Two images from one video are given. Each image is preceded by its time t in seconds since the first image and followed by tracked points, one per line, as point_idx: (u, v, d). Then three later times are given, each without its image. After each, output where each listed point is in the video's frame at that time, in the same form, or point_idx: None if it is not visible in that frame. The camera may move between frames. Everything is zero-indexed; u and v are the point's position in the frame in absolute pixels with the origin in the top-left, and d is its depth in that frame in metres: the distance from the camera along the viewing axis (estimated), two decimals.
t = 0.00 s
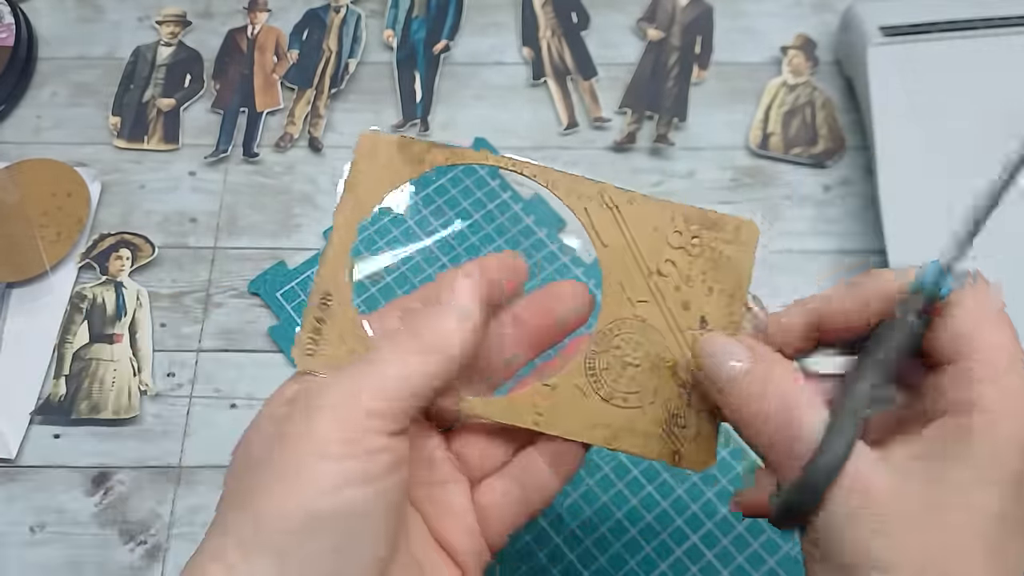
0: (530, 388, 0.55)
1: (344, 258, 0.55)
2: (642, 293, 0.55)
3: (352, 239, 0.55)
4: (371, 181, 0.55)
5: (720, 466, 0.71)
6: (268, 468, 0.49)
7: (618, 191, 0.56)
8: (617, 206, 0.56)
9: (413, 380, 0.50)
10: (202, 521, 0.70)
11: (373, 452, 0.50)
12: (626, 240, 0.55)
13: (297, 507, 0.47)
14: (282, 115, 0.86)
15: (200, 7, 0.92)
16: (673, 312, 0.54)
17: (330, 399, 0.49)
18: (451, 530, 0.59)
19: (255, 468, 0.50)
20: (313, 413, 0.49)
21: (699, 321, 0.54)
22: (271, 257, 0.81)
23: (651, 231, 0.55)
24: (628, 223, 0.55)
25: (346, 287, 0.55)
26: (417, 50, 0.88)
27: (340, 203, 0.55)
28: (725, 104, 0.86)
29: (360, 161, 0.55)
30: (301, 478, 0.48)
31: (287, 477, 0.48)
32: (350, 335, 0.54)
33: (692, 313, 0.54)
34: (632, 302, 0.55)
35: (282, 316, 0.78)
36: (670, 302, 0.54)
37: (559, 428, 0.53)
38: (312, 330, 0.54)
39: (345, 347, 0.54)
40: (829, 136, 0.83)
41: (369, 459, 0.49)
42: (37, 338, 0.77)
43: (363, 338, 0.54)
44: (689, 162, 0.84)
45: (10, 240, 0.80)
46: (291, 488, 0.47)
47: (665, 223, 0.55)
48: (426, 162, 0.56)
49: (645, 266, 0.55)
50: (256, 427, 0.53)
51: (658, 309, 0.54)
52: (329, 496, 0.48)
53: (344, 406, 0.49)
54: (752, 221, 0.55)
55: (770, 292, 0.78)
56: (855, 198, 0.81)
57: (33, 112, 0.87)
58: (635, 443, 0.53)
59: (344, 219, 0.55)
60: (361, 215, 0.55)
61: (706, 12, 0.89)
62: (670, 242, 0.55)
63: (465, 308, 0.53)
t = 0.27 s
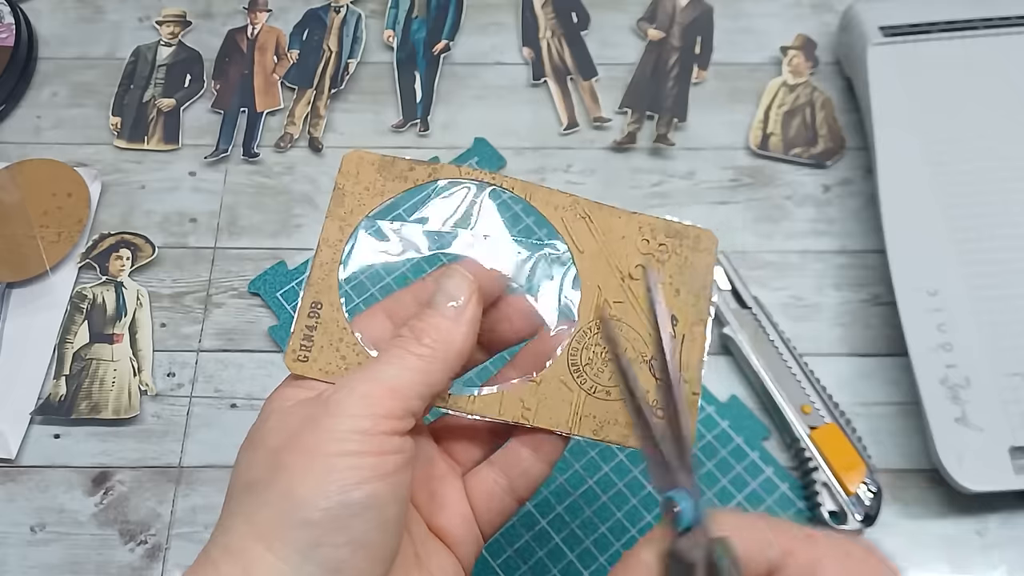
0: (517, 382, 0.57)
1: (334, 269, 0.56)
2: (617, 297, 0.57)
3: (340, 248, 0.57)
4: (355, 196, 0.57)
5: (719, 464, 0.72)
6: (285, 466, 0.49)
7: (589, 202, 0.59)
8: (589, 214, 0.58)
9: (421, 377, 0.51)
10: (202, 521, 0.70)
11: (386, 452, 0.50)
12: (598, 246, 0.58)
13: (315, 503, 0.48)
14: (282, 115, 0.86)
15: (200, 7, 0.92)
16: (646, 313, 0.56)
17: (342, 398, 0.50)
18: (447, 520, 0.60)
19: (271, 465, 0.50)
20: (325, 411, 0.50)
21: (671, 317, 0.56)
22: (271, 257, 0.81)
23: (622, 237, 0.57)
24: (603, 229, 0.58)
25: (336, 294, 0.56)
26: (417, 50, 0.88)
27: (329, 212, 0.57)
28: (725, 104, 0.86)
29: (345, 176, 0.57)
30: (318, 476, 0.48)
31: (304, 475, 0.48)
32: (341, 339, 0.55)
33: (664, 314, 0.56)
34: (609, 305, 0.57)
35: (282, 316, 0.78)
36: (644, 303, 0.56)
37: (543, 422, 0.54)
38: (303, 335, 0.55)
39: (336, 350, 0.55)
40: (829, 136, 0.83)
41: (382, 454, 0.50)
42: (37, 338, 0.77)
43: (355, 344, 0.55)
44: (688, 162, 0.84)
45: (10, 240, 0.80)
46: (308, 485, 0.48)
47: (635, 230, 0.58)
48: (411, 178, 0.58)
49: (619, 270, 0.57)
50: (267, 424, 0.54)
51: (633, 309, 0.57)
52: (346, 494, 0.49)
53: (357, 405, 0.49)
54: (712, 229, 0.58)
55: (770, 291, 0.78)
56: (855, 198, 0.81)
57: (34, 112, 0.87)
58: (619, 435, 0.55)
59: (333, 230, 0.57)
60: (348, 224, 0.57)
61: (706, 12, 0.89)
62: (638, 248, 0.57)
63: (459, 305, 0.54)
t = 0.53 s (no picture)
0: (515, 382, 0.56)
1: (329, 268, 0.56)
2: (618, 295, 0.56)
3: (336, 245, 0.56)
4: (351, 189, 0.56)
5: (719, 465, 0.72)
6: (291, 471, 0.49)
7: (592, 197, 0.57)
8: (591, 210, 0.57)
9: (431, 388, 0.51)
10: (202, 520, 0.70)
11: (392, 457, 0.51)
12: (600, 244, 0.57)
13: (322, 511, 0.48)
14: (282, 115, 0.86)
15: (200, 7, 0.92)
16: (648, 309, 0.55)
17: (349, 406, 0.50)
18: (448, 517, 0.60)
19: (277, 471, 0.50)
20: (332, 418, 0.50)
21: (673, 315, 0.55)
22: (271, 257, 0.81)
23: (624, 234, 0.56)
24: (605, 226, 0.57)
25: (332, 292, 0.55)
26: (417, 50, 0.88)
27: (324, 208, 0.56)
28: (725, 104, 0.86)
29: (341, 171, 0.56)
30: (325, 483, 0.49)
31: (312, 482, 0.49)
32: (336, 339, 0.54)
33: (666, 311, 0.56)
34: (610, 302, 0.56)
35: (281, 316, 0.78)
36: (647, 301, 0.56)
37: (547, 421, 0.54)
38: (297, 334, 0.54)
39: (332, 351, 0.54)
40: (829, 135, 0.83)
41: (388, 461, 0.51)
42: (37, 338, 0.77)
43: (351, 342, 0.55)
44: (688, 162, 0.84)
45: (10, 240, 0.80)
46: (315, 492, 0.48)
47: (637, 226, 0.56)
48: (408, 174, 0.57)
49: (619, 267, 0.56)
50: (272, 426, 0.54)
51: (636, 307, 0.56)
52: (352, 501, 0.49)
53: (364, 413, 0.49)
54: (717, 224, 0.56)
55: (770, 291, 0.78)
56: (855, 198, 0.81)
57: (34, 112, 0.87)
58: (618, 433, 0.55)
59: (328, 227, 0.56)
60: (344, 221, 0.56)
61: (706, 11, 0.89)
62: (641, 243, 0.56)
63: (475, 312, 0.53)
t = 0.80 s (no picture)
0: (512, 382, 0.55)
1: (322, 270, 0.54)
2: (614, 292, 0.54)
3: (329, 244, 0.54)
4: (344, 188, 0.54)
5: (719, 465, 0.72)
6: (286, 480, 0.49)
7: (586, 191, 0.55)
8: (585, 205, 0.54)
9: (431, 401, 0.50)
10: (202, 521, 0.70)
11: (388, 469, 0.50)
12: (593, 241, 0.54)
13: (317, 521, 0.48)
14: (282, 115, 0.86)
15: (200, 7, 0.92)
16: (642, 307, 0.53)
17: (346, 418, 0.49)
18: (444, 518, 0.61)
19: (273, 478, 0.50)
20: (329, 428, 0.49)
21: (665, 311, 0.53)
22: (271, 257, 0.81)
23: (618, 230, 0.54)
24: (599, 221, 0.54)
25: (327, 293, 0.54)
26: (417, 50, 0.88)
27: (316, 207, 0.54)
28: (725, 104, 0.86)
29: (332, 170, 0.54)
30: (320, 494, 0.48)
31: (307, 492, 0.48)
32: (333, 342, 0.53)
33: (659, 308, 0.53)
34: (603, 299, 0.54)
35: (281, 316, 0.78)
36: (640, 298, 0.53)
37: (543, 421, 0.53)
38: (293, 338, 0.52)
39: (329, 353, 0.53)
40: (829, 135, 0.83)
41: (384, 472, 0.50)
42: (37, 338, 0.77)
43: (347, 345, 0.54)
44: (688, 162, 0.84)
45: (10, 240, 0.80)
46: (311, 503, 0.48)
47: (630, 222, 0.54)
48: (400, 171, 0.55)
49: (613, 265, 0.54)
50: (268, 431, 0.53)
51: (631, 304, 0.54)
52: (348, 512, 0.49)
53: (361, 425, 0.49)
54: (711, 219, 0.54)
55: (770, 292, 0.77)
56: (855, 198, 0.81)
57: (34, 112, 0.87)
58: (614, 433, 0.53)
59: (321, 226, 0.54)
60: (338, 220, 0.54)
61: (706, 12, 0.89)
62: (635, 239, 0.54)
63: (482, 326, 0.52)
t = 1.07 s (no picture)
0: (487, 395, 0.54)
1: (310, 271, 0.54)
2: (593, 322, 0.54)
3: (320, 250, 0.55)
4: (342, 197, 0.54)
5: (719, 465, 0.72)
6: (281, 486, 0.49)
7: (576, 221, 0.55)
8: (574, 234, 0.55)
9: (427, 407, 0.50)
10: (202, 520, 0.70)
11: (384, 474, 0.50)
12: (580, 269, 0.54)
13: (312, 527, 0.48)
14: (282, 115, 0.86)
15: (200, 7, 0.92)
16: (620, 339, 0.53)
17: (342, 423, 0.49)
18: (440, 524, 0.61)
19: (268, 483, 0.50)
20: (324, 433, 0.49)
21: (642, 347, 0.53)
22: (271, 257, 0.81)
23: (604, 263, 0.54)
24: (586, 251, 0.54)
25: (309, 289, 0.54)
26: (417, 50, 0.88)
27: (313, 211, 0.54)
28: (725, 104, 0.86)
29: (332, 177, 0.54)
30: (315, 499, 0.48)
31: (302, 498, 0.48)
32: (308, 339, 0.53)
33: (637, 343, 0.53)
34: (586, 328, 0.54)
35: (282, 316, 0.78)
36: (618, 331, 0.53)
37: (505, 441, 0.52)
38: (270, 332, 0.52)
39: (303, 349, 0.52)
40: (829, 135, 0.83)
41: (379, 478, 0.50)
42: (38, 338, 0.77)
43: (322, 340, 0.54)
44: (688, 162, 0.83)
45: (10, 240, 0.80)
46: (306, 508, 0.48)
47: (617, 255, 0.54)
48: (396, 185, 0.55)
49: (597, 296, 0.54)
50: (266, 436, 0.53)
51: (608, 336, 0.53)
52: (342, 517, 0.49)
53: (356, 431, 0.49)
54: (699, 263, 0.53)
55: (770, 292, 0.77)
56: (855, 198, 0.81)
57: (34, 112, 0.87)
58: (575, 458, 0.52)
59: (314, 230, 0.54)
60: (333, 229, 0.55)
61: (706, 12, 0.89)
62: (619, 273, 0.53)
63: (479, 334, 0.51)
